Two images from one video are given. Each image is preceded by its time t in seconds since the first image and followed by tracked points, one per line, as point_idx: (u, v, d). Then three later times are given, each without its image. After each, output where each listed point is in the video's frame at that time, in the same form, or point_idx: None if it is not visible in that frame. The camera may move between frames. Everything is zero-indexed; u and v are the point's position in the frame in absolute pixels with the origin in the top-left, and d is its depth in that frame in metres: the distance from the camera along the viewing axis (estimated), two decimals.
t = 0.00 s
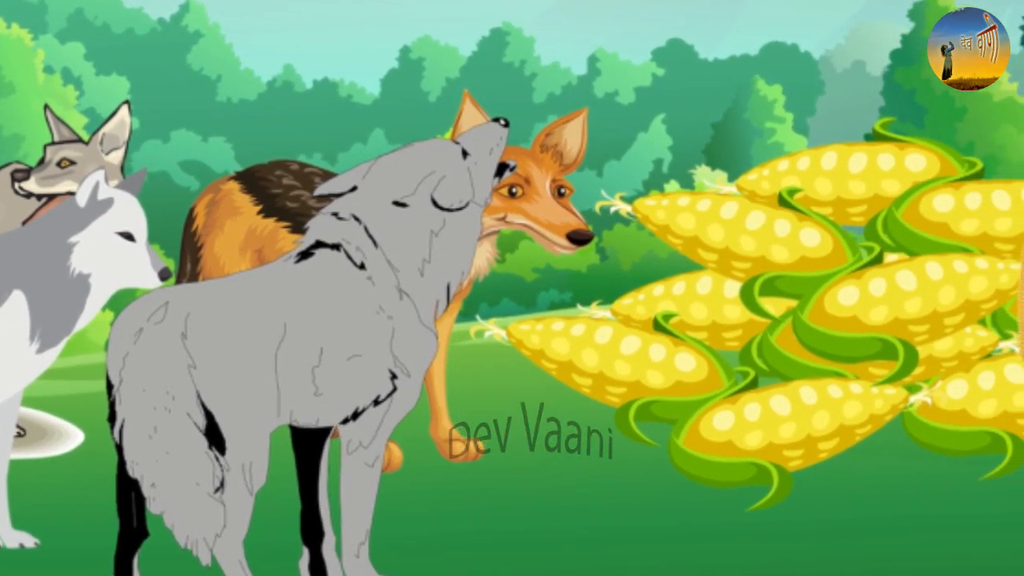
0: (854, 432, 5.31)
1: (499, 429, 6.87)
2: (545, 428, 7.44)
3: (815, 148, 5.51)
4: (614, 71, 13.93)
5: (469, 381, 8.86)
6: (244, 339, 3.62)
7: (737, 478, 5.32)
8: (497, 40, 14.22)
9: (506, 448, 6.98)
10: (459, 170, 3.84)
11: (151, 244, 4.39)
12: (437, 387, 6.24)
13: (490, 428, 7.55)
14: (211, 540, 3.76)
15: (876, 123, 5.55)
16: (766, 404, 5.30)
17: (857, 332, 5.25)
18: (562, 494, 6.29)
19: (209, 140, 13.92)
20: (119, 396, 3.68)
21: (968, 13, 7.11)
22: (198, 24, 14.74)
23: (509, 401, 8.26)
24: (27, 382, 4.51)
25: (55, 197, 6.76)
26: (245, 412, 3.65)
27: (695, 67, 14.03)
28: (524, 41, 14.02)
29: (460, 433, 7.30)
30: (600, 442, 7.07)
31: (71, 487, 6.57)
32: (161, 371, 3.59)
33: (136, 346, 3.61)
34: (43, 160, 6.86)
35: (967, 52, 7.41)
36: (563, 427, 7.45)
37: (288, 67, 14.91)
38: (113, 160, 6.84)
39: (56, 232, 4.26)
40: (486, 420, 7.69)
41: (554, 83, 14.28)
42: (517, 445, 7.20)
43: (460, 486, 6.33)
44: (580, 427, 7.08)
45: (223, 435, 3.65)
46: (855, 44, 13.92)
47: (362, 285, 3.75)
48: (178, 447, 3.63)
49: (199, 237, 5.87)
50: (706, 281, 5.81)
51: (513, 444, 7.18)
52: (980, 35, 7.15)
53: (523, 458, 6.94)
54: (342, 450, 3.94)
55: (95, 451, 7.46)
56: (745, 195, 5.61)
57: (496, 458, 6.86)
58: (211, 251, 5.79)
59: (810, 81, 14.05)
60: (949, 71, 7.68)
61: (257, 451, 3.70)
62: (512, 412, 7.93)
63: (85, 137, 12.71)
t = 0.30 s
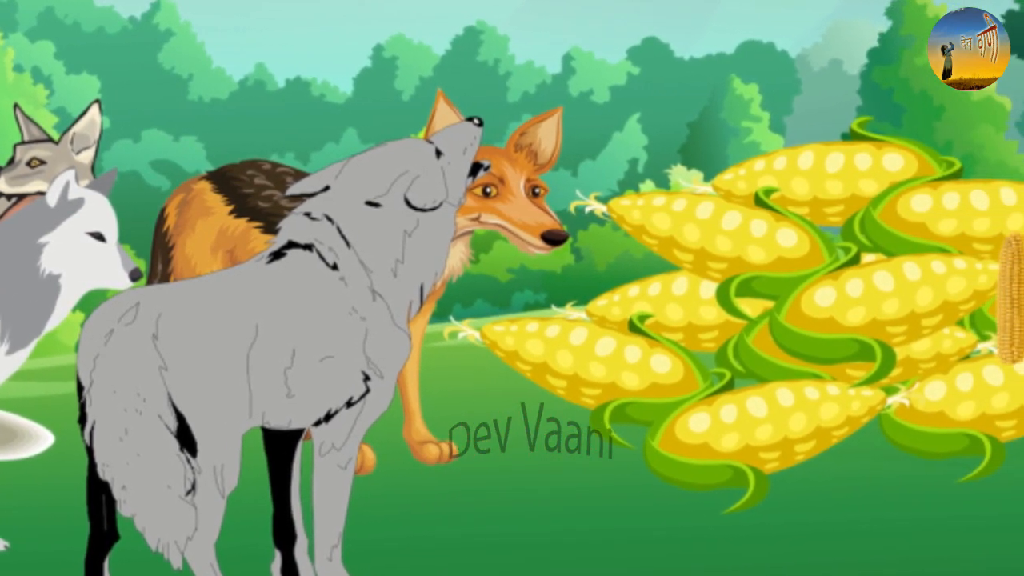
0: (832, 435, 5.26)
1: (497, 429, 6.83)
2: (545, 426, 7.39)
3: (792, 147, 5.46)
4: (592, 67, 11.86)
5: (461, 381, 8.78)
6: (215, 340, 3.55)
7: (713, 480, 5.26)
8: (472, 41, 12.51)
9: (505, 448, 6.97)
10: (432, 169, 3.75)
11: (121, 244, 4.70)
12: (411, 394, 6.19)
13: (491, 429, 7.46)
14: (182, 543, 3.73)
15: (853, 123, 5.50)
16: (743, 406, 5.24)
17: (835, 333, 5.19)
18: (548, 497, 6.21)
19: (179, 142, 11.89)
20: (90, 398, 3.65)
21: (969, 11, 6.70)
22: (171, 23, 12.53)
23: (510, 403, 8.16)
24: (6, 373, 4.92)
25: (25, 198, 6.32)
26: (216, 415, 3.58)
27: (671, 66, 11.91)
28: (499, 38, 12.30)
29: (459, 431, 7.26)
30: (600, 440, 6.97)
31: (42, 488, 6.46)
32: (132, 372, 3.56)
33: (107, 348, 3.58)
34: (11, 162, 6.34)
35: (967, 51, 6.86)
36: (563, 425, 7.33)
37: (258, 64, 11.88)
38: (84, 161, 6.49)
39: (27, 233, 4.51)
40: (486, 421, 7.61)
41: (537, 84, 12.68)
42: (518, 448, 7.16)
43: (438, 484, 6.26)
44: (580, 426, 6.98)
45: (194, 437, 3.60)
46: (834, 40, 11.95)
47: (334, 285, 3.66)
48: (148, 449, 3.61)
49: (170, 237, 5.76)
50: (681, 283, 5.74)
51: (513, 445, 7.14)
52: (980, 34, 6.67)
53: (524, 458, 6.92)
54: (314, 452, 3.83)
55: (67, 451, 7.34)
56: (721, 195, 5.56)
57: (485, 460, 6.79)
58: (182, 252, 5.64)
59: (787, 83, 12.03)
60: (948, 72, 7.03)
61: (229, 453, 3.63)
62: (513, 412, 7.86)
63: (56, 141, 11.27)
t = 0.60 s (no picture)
0: (808, 437, 5.22)
1: (496, 430, 6.75)
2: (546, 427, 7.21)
3: (768, 147, 5.41)
4: (568, 67, 11.34)
5: (453, 380, 8.67)
6: (186, 341, 3.47)
7: (689, 483, 5.20)
8: (444, 41, 11.73)
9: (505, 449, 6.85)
10: (405, 169, 3.67)
11: (92, 245, 4.86)
12: (384, 388, 6.07)
13: (490, 429, 7.37)
14: (153, 546, 3.64)
15: (830, 122, 5.46)
16: (718, 407, 5.18)
17: (812, 334, 5.14)
18: (531, 498, 6.14)
19: (151, 142, 11.43)
20: (59, 400, 3.56)
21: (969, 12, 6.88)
22: (142, 22, 12.01)
23: (511, 401, 8.02)
24: None
25: None
26: (187, 416, 3.49)
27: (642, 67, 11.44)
28: (470, 42, 11.65)
29: (461, 430, 7.33)
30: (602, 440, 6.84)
31: (11, 489, 6.32)
32: (102, 373, 3.47)
33: (76, 349, 3.49)
34: None
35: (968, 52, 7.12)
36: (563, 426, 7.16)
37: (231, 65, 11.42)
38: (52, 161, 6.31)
39: None
40: (486, 419, 7.48)
41: (506, 84, 11.82)
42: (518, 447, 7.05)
43: (414, 484, 6.20)
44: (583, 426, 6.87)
45: (165, 439, 3.51)
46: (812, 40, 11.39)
47: (306, 287, 3.57)
48: (119, 451, 3.53)
49: (141, 237, 5.62)
50: (656, 283, 5.66)
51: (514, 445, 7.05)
52: (981, 35, 6.91)
53: (520, 458, 6.77)
54: (286, 455, 3.73)
55: (38, 451, 7.19)
56: (697, 195, 5.51)
57: (479, 459, 6.69)
58: (154, 252, 5.53)
59: (764, 83, 11.58)
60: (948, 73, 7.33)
61: (200, 455, 3.54)
62: (513, 412, 7.68)
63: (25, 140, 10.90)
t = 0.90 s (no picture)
0: (784, 439, 5.17)
1: (497, 429, 6.48)
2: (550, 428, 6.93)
3: (743, 147, 5.36)
4: (541, 66, 8.80)
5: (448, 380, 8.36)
6: (157, 343, 3.40)
7: (664, 485, 5.16)
8: (417, 38, 9.27)
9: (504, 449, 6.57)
10: (378, 169, 3.58)
11: (62, 246, 4.80)
12: (356, 391, 5.95)
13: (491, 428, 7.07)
14: (123, 549, 3.58)
15: (806, 121, 5.41)
16: (694, 409, 5.12)
17: (788, 335, 5.10)
18: (509, 499, 6.06)
19: (119, 140, 9.39)
20: (29, 401, 3.52)
21: (968, 12, 6.37)
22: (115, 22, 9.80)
23: (488, 401, 7.92)
24: None
25: None
26: (157, 417, 3.42)
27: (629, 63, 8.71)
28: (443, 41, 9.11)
29: (461, 430, 7.30)
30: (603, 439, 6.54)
31: None
32: (72, 374, 3.41)
33: (46, 351, 3.44)
34: None
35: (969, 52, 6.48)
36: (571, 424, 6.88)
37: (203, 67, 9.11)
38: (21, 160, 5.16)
39: None
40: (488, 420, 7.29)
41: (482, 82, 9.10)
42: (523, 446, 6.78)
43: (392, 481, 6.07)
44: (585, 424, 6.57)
45: (135, 442, 3.45)
46: (794, 39, 8.86)
47: (277, 287, 3.50)
48: (89, 454, 3.47)
49: (111, 238, 5.41)
50: (631, 283, 5.58)
51: (515, 445, 6.79)
52: (980, 36, 6.36)
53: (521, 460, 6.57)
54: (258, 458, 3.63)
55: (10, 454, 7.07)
56: (672, 195, 5.44)
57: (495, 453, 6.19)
58: (123, 252, 5.32)
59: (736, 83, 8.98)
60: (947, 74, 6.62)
61: (170, 457, 3.48)
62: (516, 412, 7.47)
63: None
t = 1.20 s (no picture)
0: (760, 441, 5.12)
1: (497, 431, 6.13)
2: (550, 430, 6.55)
3: (719, 146, 5.31)
4: (515, 63, 8.76)
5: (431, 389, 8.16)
6: (126, 344, 3.32)
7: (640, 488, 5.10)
8: (389, 37, 9.23)
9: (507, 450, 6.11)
10: (350, 168, 3.50)
11: (32, 247, 4.66)
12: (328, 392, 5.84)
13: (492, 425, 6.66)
14: (93, 552, 3.49)
15: (782, 121, 5.37)
16: (669, 411, 5.06)
17: (763, 336, 5.05)
18: (487, 502, 5.98)
19: (90, 140, 9.20)
20: None
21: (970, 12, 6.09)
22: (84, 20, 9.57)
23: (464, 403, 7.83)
24: None
25: None
26: (128, 419, 3.34)
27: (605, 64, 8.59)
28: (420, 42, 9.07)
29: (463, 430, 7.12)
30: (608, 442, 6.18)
31: None
32: (40, 376, 3.29)
33: (14, 353, 3.30)
34: None
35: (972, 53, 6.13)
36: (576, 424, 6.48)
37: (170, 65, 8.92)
38: None
39: None
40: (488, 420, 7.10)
41: (454, 82, 9.02)
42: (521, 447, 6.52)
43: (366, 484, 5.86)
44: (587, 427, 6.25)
45: (105, 444, 3.37)
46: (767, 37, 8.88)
47: (248, 288, 3.42)
48: (58, 456, 3.36)
49: (80, 239, 5.23)
50: (605, 284, 5.52)
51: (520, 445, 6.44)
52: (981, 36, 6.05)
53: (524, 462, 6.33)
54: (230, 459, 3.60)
55: None
56: (647, 195, 5.39)
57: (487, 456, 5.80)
58: (93, 253, 5.13)
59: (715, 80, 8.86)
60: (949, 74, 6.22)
61: (141, 458, 3.41)
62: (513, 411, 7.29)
63: None
